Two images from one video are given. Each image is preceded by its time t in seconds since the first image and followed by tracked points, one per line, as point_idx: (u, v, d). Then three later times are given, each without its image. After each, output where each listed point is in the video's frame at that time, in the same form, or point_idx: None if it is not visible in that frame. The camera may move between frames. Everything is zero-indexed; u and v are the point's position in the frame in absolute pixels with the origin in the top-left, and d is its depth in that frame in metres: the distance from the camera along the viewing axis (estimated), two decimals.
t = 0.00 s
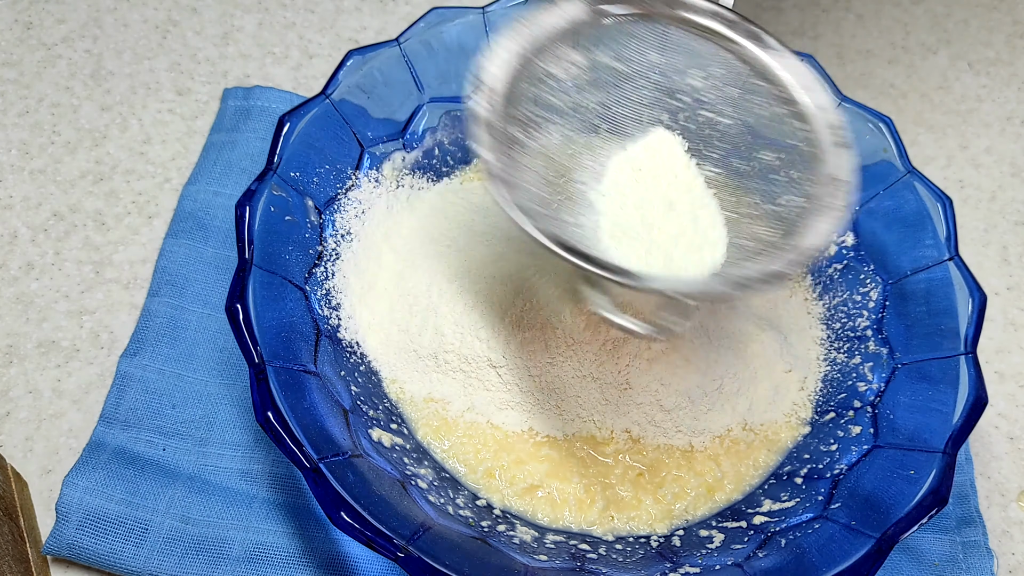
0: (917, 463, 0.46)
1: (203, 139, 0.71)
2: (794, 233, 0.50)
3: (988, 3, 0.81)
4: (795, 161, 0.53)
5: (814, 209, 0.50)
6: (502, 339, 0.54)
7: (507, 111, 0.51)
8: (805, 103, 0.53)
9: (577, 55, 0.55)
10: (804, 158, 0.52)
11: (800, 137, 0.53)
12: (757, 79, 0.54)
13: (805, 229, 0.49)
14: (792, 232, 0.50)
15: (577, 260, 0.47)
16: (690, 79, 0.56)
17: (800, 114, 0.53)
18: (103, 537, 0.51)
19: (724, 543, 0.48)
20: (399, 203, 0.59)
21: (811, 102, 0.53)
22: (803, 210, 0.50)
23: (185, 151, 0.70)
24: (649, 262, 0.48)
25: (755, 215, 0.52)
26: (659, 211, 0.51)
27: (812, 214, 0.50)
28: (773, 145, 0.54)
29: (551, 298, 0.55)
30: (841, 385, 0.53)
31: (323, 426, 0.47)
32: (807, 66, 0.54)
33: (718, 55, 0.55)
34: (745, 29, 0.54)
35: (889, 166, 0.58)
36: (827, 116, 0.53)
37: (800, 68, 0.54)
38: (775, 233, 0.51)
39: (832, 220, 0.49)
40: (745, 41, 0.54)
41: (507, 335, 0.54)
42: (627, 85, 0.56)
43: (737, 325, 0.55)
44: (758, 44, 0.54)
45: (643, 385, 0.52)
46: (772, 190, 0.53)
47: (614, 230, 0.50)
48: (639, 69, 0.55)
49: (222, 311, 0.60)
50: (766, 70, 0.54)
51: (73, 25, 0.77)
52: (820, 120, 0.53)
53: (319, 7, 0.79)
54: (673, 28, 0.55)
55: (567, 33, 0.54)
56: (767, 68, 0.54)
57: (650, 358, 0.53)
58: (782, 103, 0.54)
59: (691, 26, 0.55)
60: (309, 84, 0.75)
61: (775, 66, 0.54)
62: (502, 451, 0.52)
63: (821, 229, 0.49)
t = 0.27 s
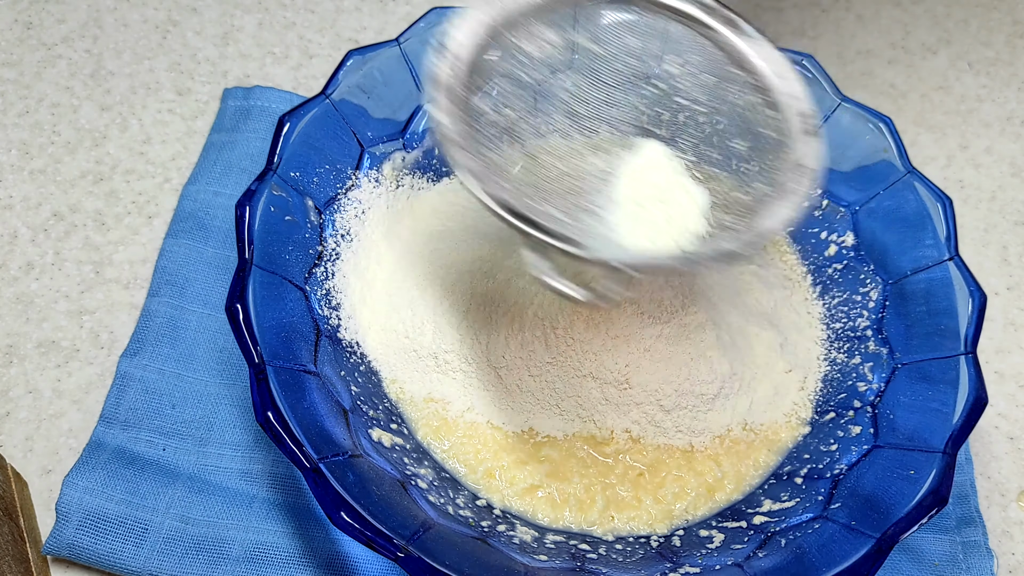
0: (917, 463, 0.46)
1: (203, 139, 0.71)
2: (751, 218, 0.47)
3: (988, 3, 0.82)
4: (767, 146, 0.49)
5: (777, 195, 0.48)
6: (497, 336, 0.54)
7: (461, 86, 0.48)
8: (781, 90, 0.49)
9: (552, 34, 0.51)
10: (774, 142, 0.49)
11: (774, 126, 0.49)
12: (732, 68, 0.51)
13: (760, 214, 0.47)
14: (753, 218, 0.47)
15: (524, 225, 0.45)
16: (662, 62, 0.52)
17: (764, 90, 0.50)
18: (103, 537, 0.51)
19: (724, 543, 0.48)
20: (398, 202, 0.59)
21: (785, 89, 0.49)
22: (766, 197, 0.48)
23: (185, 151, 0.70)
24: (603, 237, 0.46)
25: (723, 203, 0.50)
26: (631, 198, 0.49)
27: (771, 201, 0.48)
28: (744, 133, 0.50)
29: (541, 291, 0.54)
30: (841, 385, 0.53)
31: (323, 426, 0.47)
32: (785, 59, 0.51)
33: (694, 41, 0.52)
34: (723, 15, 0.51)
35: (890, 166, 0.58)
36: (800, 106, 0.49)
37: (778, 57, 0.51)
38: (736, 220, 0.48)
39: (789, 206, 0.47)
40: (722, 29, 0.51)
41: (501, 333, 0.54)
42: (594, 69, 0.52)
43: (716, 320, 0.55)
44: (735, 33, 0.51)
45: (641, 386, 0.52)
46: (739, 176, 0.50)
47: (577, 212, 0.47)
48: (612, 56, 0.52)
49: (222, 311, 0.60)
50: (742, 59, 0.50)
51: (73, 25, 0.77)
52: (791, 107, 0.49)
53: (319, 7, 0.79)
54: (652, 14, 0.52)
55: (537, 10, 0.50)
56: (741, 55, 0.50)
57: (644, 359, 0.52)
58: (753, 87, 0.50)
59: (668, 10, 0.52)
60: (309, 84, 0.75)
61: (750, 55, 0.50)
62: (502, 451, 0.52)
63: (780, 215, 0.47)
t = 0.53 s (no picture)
0: (917, 463, 0.46)
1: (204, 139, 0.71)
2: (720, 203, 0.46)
3: (988, 3, 0.82)
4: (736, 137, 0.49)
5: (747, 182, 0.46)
6: (493, 335, 0.53)
7: (425, 64, 0.47)
8: (752, 77, 0.50)
9: (529, 21, 0.52)
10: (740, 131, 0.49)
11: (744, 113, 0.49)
12: (707, 55, 0.51)
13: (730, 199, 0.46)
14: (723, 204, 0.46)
15: (481, 201, 0.43)
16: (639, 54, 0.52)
17: (735, 73, 0.50)
18: (103, 537, 0.51)
19: (724, 543, 0.48)
20: (398, 202, 0.59)
21: (755, 76, 0.50)
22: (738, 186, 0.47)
23: (185, 151, 0.70)
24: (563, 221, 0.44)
25: (696, 192, 0.48)
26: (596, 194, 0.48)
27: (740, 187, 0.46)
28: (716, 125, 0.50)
29: (536, 292, 0.54)
30: (841, 385, 0.53)
31: (322, 426, 0.47)
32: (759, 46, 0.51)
33: (670, 29, 0.52)
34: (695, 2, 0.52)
35: (890, 166, 0.58)
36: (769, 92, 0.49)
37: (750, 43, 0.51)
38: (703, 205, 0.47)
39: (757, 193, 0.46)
40: (696, 15, 0.52)
41: (497, 330, 0.53)
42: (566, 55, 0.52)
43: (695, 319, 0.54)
44: (709, 19, 0.52)
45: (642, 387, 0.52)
46: (714, 166, 0.49)
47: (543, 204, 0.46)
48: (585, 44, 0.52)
49: (222, 311, 0.60)
50: (715, 46, 0.51)
51: (73, 25, 0.77)
52: (761, 94, 0.49)
53: (319, 7, 0.79)
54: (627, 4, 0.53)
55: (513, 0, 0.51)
56: (715, 40, 0.51)
57: (640, 358, 0.52)
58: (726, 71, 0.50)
59: None
60: (309, 84, 0.75)
61: (723, 41, 0.51)
62: (502, 452, 0.52)
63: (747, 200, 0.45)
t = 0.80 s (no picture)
0: (917, 463, 0.46)
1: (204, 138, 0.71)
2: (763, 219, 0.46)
3: (988, 3, 0.82)
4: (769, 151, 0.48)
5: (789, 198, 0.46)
6: (496, 336, 0.54)
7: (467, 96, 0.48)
8: (780, 91, 0.49)
9: (554, 37, 0.51)
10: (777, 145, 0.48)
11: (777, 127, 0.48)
12: (733, 67, 0.50)
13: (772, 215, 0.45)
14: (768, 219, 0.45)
15: (544, 236, 0.46)
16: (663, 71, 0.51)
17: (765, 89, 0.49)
18: (103, 537, 0.51)
19: (724, 543, 0.48)
20: (398, 202, 0.59)
21: (785, 88, 0.49)
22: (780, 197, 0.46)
23: (185, 151, 0.70)
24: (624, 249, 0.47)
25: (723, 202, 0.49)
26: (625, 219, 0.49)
27: (786, 203, 0.46)
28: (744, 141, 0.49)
29: (537, 292, 0.55)
30: (841, 385, 0.53)
31: (323, 427, 0.47)
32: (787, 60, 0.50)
33: (695, 42, 0.51)
34: (718, 14, 0.51)
35: (889, 166, 0.58)
36: (799, 103, 0.48)
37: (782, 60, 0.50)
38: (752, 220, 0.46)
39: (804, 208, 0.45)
40: (719, 27, 0.51)
41: (499, 330, 0.54)
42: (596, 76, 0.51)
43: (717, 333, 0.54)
44: (734, 31, 0.50)
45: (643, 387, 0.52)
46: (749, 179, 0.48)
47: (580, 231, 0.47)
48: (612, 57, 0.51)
49: (222, 311, 0.60)
50: (741, 58, 0.50)
51: (73, 25, 0.77)
52: (791, 107, 0.48)
53: (319, 7, 0.79)
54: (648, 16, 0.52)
55: (534, 15, 0.50)
56: (743, 54, 0.50)
57: (644, 359, 0.53)
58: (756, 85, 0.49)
59: (666, 10, 0.52)
60: (309, 84, 0.75)
61: (749, 53, 0.50)
62: (502, 452, 0.52)
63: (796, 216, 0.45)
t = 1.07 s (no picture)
0: (917, 463, 0.46)
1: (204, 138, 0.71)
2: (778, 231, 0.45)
3: (988, 4, 0.82)
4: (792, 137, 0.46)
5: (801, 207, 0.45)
6: (497, 336, 0.54)
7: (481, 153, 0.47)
8: (796, 98, 0.49)
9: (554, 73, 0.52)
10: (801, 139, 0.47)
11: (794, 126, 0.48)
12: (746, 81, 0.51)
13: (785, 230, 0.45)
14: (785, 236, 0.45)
15: (564, 283, 0.42)
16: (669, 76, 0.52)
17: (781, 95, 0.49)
18: (103, 537, 0.51)
19: (724, 543, 0.48)
20: (398, 202, 0.59)
21: (802, 97, 0.49)
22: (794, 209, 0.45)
23: (185, 151, 0.70)
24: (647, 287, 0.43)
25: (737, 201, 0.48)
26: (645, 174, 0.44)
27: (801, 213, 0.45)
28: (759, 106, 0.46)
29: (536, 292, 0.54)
30: (841, 385, 0.53)
31: (323, 427, 0.47)
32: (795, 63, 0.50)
33: (706, 63, 0.53)
34: (724, 31, 0.52)
35: (889, 166, 0.58)
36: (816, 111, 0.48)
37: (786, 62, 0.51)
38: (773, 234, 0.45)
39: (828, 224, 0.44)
40: (728, 45, 0.52)
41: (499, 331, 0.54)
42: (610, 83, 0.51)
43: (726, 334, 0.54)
44: (743, 47, 0.52)
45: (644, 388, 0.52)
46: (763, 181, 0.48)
47: (598, 200, 0.44)
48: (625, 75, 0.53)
49: (222, 311, 0.60)
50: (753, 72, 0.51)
51: (73, 25, 0.77)
52: (810, 114, 0.48)
53: (319, 7, 0.79)
54: (655, 41, 0.53)
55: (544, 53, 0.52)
56: (755, 68, 0.51)
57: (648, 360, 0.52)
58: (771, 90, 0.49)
59: (672, 35, 0.53)
60: (309, 84, 0.75)
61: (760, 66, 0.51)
62: (502, 452, 0.52)
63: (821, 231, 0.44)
